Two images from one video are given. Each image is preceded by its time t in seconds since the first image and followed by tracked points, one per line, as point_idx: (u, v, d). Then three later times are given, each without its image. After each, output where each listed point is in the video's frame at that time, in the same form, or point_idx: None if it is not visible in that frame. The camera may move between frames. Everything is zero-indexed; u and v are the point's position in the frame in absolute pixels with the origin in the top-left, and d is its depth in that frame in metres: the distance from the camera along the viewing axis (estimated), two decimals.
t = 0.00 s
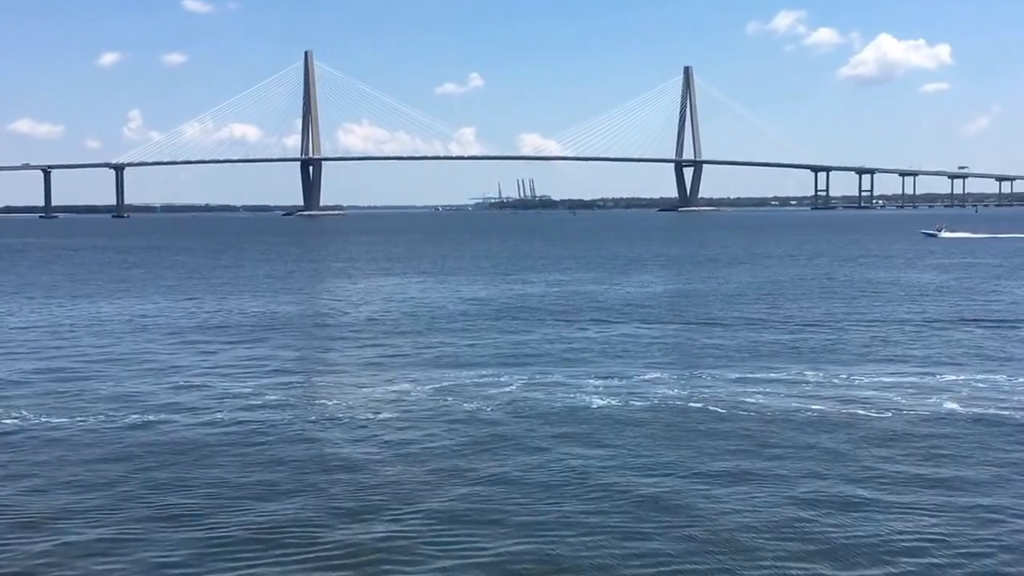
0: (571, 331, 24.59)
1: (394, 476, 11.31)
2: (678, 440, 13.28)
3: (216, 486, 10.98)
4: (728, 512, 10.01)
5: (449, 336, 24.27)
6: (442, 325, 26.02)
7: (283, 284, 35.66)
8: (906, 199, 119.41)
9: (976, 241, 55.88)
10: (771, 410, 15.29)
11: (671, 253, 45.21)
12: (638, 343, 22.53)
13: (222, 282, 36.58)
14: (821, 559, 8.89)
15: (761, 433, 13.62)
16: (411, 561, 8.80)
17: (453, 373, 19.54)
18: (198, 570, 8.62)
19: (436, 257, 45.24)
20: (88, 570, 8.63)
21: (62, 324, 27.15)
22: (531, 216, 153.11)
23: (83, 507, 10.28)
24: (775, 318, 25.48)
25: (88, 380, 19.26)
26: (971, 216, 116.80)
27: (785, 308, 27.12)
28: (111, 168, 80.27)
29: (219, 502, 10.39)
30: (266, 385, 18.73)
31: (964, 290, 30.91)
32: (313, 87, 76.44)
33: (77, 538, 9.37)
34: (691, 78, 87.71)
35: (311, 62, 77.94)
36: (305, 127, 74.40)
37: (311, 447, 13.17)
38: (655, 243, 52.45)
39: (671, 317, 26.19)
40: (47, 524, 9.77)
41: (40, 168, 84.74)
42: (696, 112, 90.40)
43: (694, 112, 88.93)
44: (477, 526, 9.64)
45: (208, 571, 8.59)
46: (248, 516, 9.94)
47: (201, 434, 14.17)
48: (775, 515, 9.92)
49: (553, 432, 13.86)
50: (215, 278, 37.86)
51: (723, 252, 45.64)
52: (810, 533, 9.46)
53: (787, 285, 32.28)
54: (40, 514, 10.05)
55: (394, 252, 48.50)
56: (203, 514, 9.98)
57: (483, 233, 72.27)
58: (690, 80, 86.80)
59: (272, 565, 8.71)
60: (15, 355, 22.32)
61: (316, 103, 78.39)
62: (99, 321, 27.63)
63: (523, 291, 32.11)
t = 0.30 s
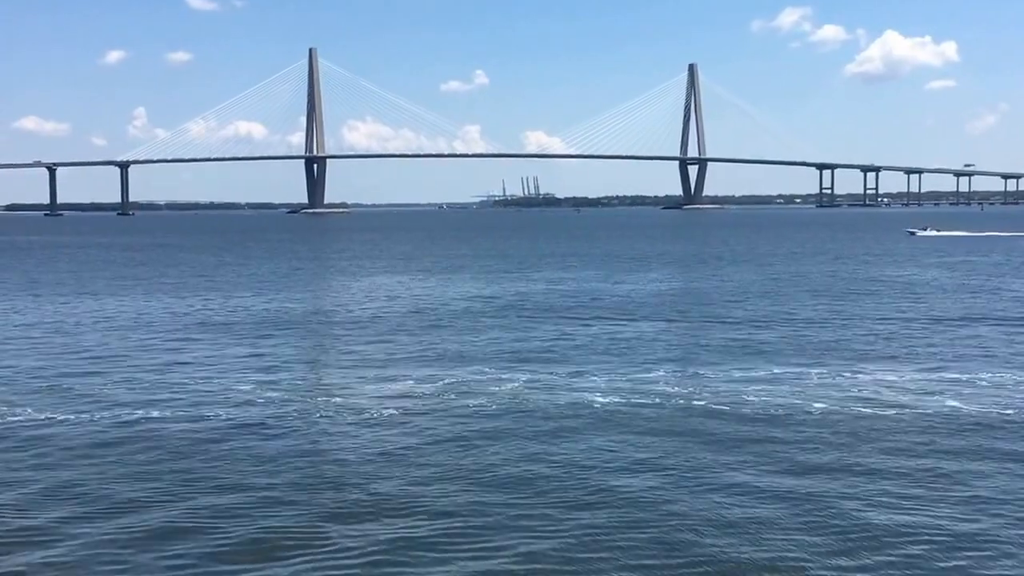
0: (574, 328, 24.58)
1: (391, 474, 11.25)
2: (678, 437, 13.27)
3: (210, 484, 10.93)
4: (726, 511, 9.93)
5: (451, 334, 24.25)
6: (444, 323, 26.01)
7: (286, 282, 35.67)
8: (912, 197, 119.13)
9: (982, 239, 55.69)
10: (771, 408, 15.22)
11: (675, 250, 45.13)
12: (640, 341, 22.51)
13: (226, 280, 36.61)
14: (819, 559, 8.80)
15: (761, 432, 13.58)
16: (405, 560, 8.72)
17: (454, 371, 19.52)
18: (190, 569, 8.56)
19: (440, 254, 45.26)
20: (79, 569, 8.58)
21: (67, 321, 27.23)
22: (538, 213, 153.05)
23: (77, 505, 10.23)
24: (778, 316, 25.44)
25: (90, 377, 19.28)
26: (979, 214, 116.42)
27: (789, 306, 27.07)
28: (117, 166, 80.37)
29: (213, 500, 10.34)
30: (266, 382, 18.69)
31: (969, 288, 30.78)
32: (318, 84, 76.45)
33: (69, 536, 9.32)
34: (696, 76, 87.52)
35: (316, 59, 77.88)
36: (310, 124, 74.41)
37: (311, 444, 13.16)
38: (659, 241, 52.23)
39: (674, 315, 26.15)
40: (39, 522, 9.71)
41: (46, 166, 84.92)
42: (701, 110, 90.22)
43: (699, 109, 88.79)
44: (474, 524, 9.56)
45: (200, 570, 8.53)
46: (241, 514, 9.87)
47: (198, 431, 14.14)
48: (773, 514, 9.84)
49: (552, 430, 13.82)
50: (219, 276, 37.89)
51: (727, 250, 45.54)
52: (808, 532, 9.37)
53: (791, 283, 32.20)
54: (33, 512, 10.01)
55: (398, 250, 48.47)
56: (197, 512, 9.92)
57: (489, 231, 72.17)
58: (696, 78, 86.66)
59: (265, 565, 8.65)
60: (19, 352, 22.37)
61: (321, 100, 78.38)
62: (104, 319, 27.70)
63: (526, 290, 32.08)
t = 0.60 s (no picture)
0: (578, 327, 24.46)
1: (395, 474, 11.17)
2: (683, 437, 13.18)
3: (213, 484, 10.86)
4: (733, 512, 9.83)
5: (454, 333, 24.15)
6: (447, 323, 25.90)
7: (290, 281, 35.54)
8: (918, 195, 118.78)
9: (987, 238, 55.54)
10: (775, 408, 15.13)
11: (679, 250, 44.95)
12: (644, 340, 22.40)
13: (230, 279, 36.49)
14: (828, 560, 8.72)
15: (766, 431, 13.49)
16: (408, 561, 8.64)
17: (457, 370, 19.42)
18: (192, 569, 8.48)
19: (443, 253, 45.10)
20: (80, 569, 8.51)
21: (71, 320, 27.17)
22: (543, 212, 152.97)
23: (78, 505, 10.16)
24: (782, 316, 25.31)
25: (93, 377, 19.21)
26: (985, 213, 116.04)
27: (793, 306, 26.93)
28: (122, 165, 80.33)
29: (215, 500, 10.26)
30: (269, 381, 18.62)
31: (975, 287, 30.66)
32: (323, 83, 76.40)
33: (69, 536, 9.25)
34: (701, 75, 87.36)
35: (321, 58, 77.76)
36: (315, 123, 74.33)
37: (314, 443, 13.10)
38: (664, 240, 51.87)
39: (679, 315, 26.02)
40: (39, 522, 9.63)
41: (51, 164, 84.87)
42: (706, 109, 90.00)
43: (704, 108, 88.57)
44: (479, 525, 9.47)
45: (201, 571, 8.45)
46: (243, 514, 9.80)
47: (202, 430, 14.08)
48: (780, 514, 9.76)
49: (556, 429, 13.74)
50: (223, 275, 37.81)
51: (732, 249, 45.32)
52: (816, 534, 9.29)
53: (796, 282, 32.03)
54: (33, 512, 9.94)
55: (401, 249, 48.27)
56: (199, 512, 9.85)
57: (494, 230, 71.80)
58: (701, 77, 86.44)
59: (268, 565, 8.57)
60: (22, 351, 22.31)
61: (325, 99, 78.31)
62: (107, 318, 27.63)
63: (530, 289, 31.92)
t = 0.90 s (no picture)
0: (582, 327, 24.41)
1: (399, 475, 11.12)
2: (685, 437, 13.11)
3: (216, 484, 10.81)
4: (739, 512, 9.77)
5: (457, 333, 24.10)
6: (451, 323, 25.86)
7: (294, 281, 35.50)
8: (924, 195, 118.56)
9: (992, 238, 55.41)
10: (779, 408, 15.07)
11: (683, 250, 44.87)
12: (648, 340, 22.33)
13: (234, 279, 36.45)
14: (834, 561, 8.64)
15: (769, 432, 13.42)
16: (413, 562, 8.59)
17: (460, 370, 19.37)
18: (195, 569, 8.43)
19: (447, 253, 45.06)
20: (82, 569, 8.46)
21: (75, 320, 27.12)
22: (547, 212, 152.88)
23: (79, 504, 10.12)
24: (786, 316, 25.24)
25: (97, 377, 19.17)
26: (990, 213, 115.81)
27: (797, 306, 26.87)
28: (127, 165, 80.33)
29: (218, 500, 10.21)
30: (272, 381, 18.58)
31: (980, 287, 30.56)
32: (327, 83, 76.37)
33: (71, 536, 9.20)
34: (706, 75, 87.24)
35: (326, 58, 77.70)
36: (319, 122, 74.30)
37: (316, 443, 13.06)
38: (670, 241, 51.77)
39: (683, 314, 25.95)
40: (41, 521, 9.59)
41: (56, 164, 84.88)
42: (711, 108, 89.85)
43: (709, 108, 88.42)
44: (485, 526, 9.41)
45: (204, 572, 8.39)
46: (246, 514, 9.74)
47: (204, 431, 14.03)
48: (786, 515, 9.71)
49: (558, 430, 13.69)
50: (227, 275, 37.78)
51: (737, 249, 45.24)
52: (824, 534, 9.21)
53: (801, 283, 31.95)
54: (34, 511, 9.89)
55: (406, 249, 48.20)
56: (201, 512, 9.80)
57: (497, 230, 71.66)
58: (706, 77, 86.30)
59: (271, 565, 8.53)
60: (26, 351, 22.26)
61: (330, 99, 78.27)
62: (111, 318, 27.59)
63: (534, 289, 31.87)
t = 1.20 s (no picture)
0: (586, 327, 24.43)
1: (402, 475, 11.10)
2: (688, 438, 13.10)
3: (222, 484, 10.81)
4: (741, 513, 9.74)
5: (462, 334, 24.11)
6: (456, 322, 25.90)
7: (299, 281, 35.55)
8: (929, 195, 118.54)
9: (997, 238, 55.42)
10: (783, 408, 15.06)
11: (688, 250, 44.91)
12: (652, 341, 22.35)
13: (238, 279, 36.50)
14: (843, 561, 8.63)
15: (772, 432, 13.40)
16: (419, 561, 8.60)
17: (464, 370, 19.39)
18: (197, 570, 8.42)
19: (451, 253, 45.16)
20: (82, 570, 8.45)
21: (79, 320, 27.18)
22: (552, 212, 153.01)
23: (82, 504, 10.13)
24: (790, 316, 25.26)
25: (104, 377, 19.21)
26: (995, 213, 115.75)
27: (801, 306, 26.88)
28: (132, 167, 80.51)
29: (220, 500, 10.20)
30: (276, 381, 18.61)
31: (984, 287, 30.57)
32: (332, 83, 76.46)
33: (73, 536, 9.20)
34: (710, 75, 87.27)
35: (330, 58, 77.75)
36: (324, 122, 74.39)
37: (322, 443, 13.07)
38: (675, 241, 51.89)
39: (687, 315, 25.99)
40: (50, 521, 9.60)
41: (62, 165, 85.04)
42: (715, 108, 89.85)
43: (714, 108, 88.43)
44: (488, 526, 9.39)
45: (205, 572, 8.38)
46: (248, 515, 9.72)
47: (209, 431, 14.05)
48: (793, 515, 9.69)
49: (562, 430, 13.70)
50: (232, 275, 37.89)
51: (741, 249, 45.27)
52: (828, 535, 9.17)
53: (805, 283, 31.96)
54: (36, 512, 9.89)
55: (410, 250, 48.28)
56: (203, 512, 9.80)
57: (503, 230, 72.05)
58: (710, 77, 86.34)
59: (280, 564, 8.54)
60: (32, 351, 22.30)
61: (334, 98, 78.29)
62: (117, 318, 27.65)
63: (538, 289, 31.91)
